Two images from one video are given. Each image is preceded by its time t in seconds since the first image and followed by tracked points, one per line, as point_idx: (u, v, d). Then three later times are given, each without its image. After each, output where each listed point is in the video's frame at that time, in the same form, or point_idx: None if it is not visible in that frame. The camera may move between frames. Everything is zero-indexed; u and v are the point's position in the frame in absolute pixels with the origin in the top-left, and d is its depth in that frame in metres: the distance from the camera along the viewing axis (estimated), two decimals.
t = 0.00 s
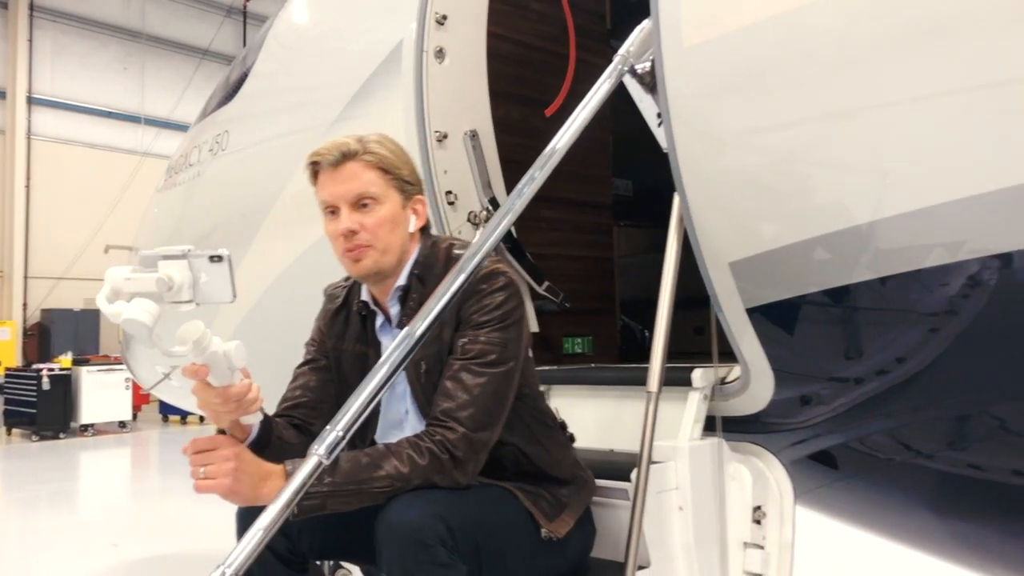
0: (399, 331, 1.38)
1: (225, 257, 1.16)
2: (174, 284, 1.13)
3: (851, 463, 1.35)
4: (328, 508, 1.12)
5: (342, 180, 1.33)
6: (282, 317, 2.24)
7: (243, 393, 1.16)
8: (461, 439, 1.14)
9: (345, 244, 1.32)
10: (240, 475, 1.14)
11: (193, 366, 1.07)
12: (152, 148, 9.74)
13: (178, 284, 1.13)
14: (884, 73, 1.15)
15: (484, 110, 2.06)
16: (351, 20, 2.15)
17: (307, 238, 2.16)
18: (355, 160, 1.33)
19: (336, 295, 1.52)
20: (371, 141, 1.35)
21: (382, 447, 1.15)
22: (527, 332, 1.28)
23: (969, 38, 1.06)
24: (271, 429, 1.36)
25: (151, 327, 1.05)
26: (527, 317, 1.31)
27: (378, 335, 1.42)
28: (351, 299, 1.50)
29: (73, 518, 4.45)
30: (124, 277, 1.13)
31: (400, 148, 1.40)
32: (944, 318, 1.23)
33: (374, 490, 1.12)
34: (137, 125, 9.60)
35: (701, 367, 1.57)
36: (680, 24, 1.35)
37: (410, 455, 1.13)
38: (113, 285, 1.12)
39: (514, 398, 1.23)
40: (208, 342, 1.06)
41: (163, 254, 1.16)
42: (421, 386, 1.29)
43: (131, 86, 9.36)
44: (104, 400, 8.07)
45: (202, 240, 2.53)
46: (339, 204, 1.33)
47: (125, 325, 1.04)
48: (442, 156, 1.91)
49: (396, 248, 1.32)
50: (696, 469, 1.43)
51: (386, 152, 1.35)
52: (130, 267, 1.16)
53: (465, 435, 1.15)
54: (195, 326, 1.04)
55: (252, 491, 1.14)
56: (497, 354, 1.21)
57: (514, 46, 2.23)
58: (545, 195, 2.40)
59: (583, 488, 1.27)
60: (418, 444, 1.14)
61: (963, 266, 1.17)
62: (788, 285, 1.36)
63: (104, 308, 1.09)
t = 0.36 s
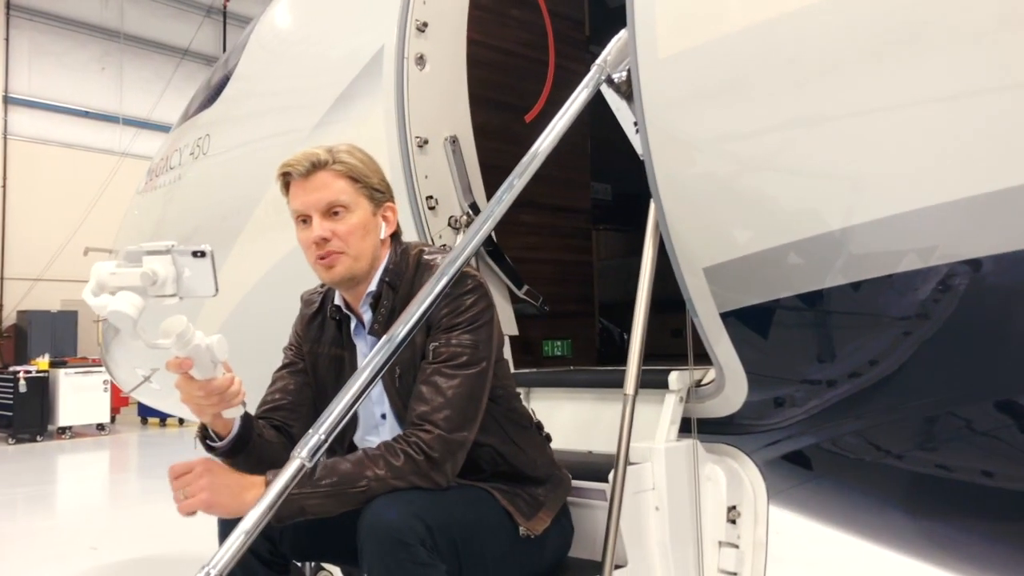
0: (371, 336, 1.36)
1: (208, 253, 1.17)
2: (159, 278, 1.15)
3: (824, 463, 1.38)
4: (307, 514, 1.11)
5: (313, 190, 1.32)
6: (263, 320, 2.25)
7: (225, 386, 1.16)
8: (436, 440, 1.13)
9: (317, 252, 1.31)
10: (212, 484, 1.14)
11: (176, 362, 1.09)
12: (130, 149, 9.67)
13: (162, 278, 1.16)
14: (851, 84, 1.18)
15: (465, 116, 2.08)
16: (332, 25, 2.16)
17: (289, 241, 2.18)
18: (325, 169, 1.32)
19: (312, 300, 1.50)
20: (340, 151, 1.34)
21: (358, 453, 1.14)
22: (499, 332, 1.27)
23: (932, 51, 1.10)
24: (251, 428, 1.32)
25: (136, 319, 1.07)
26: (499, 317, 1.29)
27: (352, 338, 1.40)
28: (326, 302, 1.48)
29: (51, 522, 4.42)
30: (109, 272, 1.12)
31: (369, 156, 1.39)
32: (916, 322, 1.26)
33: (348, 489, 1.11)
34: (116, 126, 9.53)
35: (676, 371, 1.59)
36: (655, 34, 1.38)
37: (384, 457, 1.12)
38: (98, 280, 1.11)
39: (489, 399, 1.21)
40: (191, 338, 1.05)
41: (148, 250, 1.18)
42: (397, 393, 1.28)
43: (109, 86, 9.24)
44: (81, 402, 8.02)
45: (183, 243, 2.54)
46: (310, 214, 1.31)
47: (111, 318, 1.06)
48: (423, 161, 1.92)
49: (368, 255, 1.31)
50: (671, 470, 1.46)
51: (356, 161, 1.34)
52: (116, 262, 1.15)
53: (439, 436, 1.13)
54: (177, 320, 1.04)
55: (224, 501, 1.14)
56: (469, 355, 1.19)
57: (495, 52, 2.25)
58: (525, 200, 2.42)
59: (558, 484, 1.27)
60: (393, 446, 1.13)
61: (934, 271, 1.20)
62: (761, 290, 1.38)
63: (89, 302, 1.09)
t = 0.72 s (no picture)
0: (371, 338, 1.33)
1: (208, 250, 1.18)
2: (160, 276, 1.15)
3: (821, 463, 1.39)
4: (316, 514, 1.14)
5: (316, 188, 1.32)
6: (260, 319, 2.24)
7: (224, 384, 1.15)
8: (437, 438, 1.12)
9: (316, 250, 1.30)
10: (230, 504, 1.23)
11: (177, 359, 1.07)
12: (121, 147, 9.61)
13: (163, 275, 1.16)
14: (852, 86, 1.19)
15: (464, 116, 2.07)
16: (330, 24, 2.15)
17: (286, 241, 2.17)
18: (328, 168, 1.32)
19: (312, 301, 1.46)
20: (344, 151, 1.34)
21: (361, 457, 1.16)
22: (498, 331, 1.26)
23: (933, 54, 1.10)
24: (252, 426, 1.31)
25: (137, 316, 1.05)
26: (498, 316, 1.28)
27: (352, 337, 1.37)
28: (326, 303, 1.44)
29: (43, 522, 4.38)
30: (111, 269, 1.11)
31: (373, 159, 1.39)
32: (913, 322, 1.27)
33: (348, 488, 1.12)
34: (106, 123, 9.47)
35: (676, 370, 1.60)
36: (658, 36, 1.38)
37: (386, 458, 1.13)
38: (100, 278, 1.11)
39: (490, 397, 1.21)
40: (192, 334, 1.04)
41: (149, 248, 1.18)
42: (400, 395, 1.27)
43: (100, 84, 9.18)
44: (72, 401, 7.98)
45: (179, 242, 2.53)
46: (311, 212, 1.31)
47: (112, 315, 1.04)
48: (422, 161, 1.92)
49: (368, 253, 1.30)
50: (671, 469, 1.46)
51: (359, 161, 1.34)
52: (116, 260, 1.14)
53: (442, 435, 1.12)
54: (177, 318, 1.02)
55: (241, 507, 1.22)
56: (469, 354, 1.18)
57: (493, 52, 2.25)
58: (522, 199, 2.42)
59: (559, 484, 1.27)
60: (395, 446, 1.14)
61: (930, 273, 1.21)
62: (760, 290, 1.39)
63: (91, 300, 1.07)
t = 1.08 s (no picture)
0: (382, 342, 1.29)
1: (218, 250, 1.15)
2: (169, 276, 1.12)
3: (832, 466, 1.43)
4: (343, 520, 1.14)
5: (322, 191, 1.26)
6: (265, 320, 2.22)
7: (236, 385, 1.12)
8: (462, 439, 1.11)
9: (324, 253, 1.24)
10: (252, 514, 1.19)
11: (187, 360, 1.05)
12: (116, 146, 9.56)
13: (172, 275, 1.13)
14: (871, 86, 1.18)
15: (472, 116, 2.06)
16: (336, 22, 2.14)
17: (291, 241, 2.15)
18: (334, 170, 1.26)
19: (320, 304, 1.42)
20: (349, 153, 1.28)
21: (388, 459, 1.15)
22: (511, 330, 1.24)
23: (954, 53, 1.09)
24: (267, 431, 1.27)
25: (145, 316, 1.03)
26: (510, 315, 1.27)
27: (363, 339, 1.33)
28: (335, 304, 1.40)
29: (39, 522, 4.37)
30: (116, 270, 1.09)
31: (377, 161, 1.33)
32: (920, 324, 1.27)
33: (375, 490, 1.12)
34: (101, 122, 9.42)
35: (690, 371, 1.58)
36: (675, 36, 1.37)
37: (410, 461, 1.12)
38: (107, 278, 1.09)
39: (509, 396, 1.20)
40: (201, 335, 1.01)
41: (155, 248, 1.15)
42: (416, 398, 1.24)
43: (95, 83, 9.13)
44: (67, 401, 7.96)
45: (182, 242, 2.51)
46: (317, 215, 1.25)
47: (118, 314, 1.02)
48: (432, 161, 1.91)
49: (377, 256, 1.24)
50: (685, 471, 1.45)
51: (365, 163, 1.28)
52: (123, 260, 1.13)
53: (466, 435, 1.11)
54: (186, 319, 0.99)
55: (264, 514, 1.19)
56: (486, 353, 1.17)
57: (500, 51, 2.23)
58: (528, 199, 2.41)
59: (575, 486, 1.24)
60: (419, 449, 1.13)
61: (935, 275, 1.21)
62: (774, 293, 1.38)
63: (98, 300, 1.06)
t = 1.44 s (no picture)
0: (398, 338, 1.28)
1: (247, 242, 1.06)
2: (196, 269, 1.04)
3: (836, 463, 1.43)
4: (365, 518, 1.13)
5: (337, 187, 1.26)
6: (266, 317, 2.21)
7: (258, 379, 1.13)
8: (485, 435, 1.11)
9: (341, 250, 1.24)
10: (276, 510, 1.19)
11: (210, 355, 1.03)
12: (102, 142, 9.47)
13: (200, 268, 1.05)
14: (894, 81, 1.22)
15: (480, 112, 2.06)
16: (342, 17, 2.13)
17: (294, 238, 2.13)
18: (349, 166, 1.26)
19: (333, 302, 1.42)
20: (364, 149, 1.28)
21: (410, 456, 1.14)
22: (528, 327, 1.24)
23: (978, 49, 1.13)
24: (283, 428, 1.27)
25: (172, 310, 0.98)
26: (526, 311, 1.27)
27: (378, 337, 1.32)
28: (349, 302, 1.39)
29: (22, 524, 4.30)
30: (143, 261, 1.03)
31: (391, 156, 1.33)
32: (926, 321, 1.31)
33: (397, 487, 1.11)
34: (87, 118, 9.32)
35: (701, 367, 1.57)
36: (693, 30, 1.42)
37: (433, 457, 1.11)
38: (132, 270, 1.03)
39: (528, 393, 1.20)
40: (225, 329, 1.00)
41: (183, 239, 1.07)
42: (435, 395, 1.24)
43: (82, 79, 9.05)
44: (52, 400, 7.87)
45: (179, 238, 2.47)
46: (333, 212, 1.25)
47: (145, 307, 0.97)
48: (440, 157, 1.91)
49: (394, 252, 1.24)
50: (697, 469, 1.45)
51: (380, 159, 1.28)
52: (150, 253, 1.06)
53: (488, 431, 1.11)
54: (210, 313, 0.98)
55: (290, 512, 1.18)
56: (506, 349, 1.17)
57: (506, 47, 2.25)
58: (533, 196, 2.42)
59: (590, 486, 1.22)
60: (441, 445, 1.12)
61: (934, 273, 1.27)
62: (781, 291, 1.42)
63: (124, 293, 1.01)
